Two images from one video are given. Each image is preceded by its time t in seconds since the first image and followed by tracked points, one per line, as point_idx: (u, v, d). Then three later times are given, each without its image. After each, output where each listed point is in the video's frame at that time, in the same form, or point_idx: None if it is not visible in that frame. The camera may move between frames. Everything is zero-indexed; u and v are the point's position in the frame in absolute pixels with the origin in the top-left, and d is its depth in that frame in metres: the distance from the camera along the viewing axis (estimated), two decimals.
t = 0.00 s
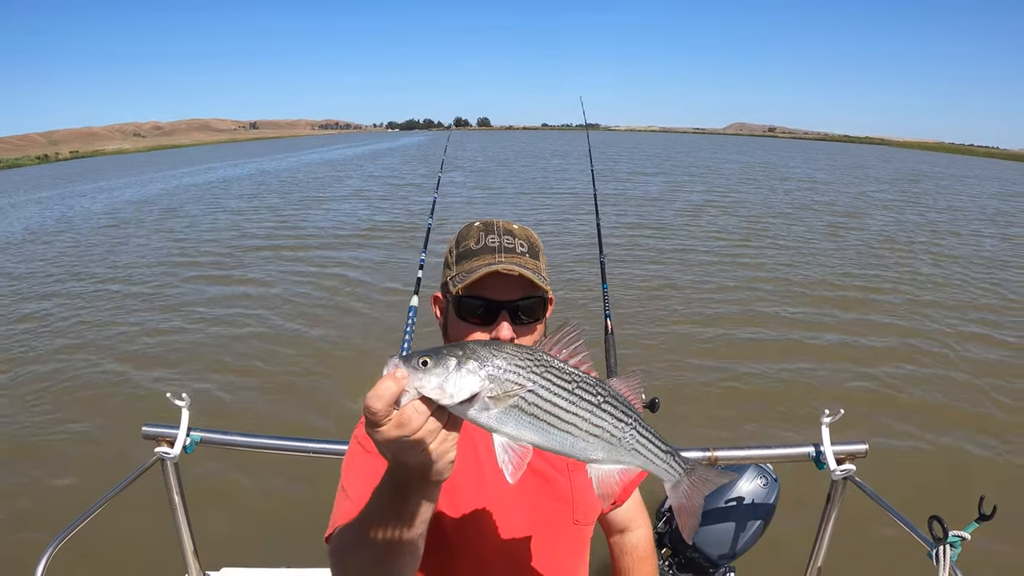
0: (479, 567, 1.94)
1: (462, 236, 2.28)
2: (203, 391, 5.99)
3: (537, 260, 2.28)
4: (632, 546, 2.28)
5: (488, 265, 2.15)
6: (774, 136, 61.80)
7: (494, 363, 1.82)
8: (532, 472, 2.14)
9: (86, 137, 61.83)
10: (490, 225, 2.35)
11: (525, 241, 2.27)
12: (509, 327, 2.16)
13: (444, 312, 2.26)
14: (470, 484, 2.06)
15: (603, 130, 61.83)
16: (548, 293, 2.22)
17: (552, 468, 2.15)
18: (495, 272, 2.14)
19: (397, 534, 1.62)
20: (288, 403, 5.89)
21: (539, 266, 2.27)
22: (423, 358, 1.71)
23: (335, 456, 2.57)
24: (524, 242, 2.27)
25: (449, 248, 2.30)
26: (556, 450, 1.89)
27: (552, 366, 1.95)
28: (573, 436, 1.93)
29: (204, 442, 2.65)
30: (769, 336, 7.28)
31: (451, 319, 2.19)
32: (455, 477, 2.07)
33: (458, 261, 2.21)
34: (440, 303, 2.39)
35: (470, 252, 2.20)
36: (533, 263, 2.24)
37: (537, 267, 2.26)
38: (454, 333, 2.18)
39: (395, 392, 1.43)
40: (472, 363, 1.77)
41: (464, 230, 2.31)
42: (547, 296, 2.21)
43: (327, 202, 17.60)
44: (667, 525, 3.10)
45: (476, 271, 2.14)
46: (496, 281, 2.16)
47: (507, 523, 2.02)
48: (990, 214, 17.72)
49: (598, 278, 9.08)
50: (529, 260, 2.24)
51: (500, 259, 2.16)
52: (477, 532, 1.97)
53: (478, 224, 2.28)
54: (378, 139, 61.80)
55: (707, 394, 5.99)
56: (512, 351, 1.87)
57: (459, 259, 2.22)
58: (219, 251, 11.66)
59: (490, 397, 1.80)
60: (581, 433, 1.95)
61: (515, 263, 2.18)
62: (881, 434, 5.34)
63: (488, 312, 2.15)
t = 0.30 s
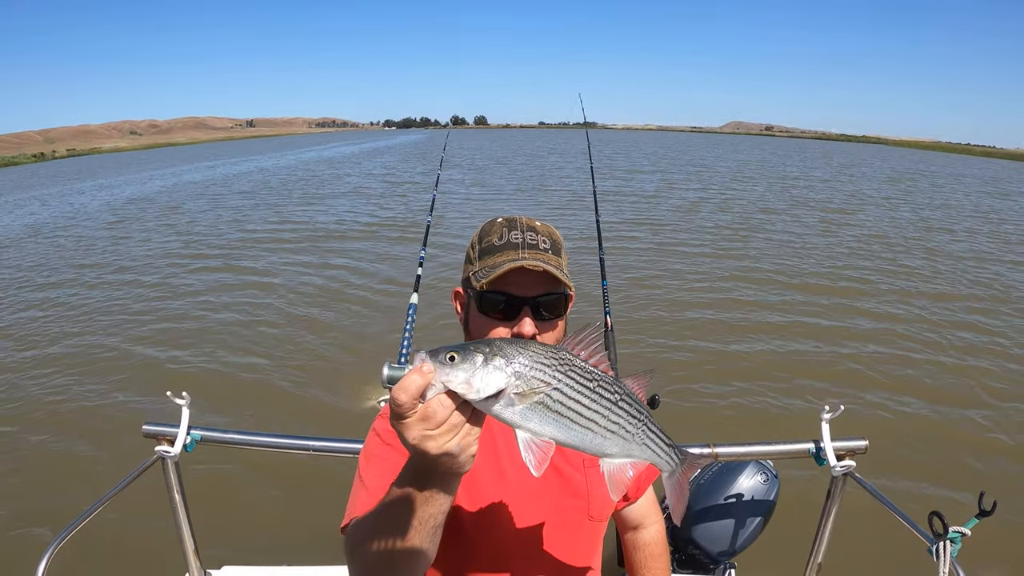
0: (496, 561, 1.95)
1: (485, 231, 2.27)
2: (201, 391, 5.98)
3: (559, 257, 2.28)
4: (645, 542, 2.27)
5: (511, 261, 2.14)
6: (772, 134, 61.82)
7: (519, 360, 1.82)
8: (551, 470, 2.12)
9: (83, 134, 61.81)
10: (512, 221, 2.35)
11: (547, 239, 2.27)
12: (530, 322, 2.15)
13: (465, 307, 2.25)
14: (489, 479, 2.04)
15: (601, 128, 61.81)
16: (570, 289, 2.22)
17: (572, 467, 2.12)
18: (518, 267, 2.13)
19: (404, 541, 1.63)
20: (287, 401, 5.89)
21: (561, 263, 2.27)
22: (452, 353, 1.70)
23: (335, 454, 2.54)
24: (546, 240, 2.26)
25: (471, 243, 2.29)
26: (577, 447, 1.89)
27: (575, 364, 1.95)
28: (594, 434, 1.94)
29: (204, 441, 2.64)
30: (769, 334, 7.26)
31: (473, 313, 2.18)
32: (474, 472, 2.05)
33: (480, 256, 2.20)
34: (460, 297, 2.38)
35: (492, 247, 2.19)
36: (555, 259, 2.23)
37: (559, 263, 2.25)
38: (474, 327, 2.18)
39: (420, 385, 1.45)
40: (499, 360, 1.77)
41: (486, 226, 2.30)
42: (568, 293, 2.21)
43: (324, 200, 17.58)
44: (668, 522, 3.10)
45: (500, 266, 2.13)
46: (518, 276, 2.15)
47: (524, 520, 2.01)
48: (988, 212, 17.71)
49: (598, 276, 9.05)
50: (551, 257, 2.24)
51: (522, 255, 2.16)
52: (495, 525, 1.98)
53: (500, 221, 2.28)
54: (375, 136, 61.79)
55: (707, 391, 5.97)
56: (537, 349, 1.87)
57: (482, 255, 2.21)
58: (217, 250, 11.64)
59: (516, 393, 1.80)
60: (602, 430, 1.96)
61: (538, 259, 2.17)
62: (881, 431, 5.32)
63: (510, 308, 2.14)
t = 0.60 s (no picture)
0: (510, 565, 1.92)
1: (506, 232, 2.25)
2: (201, 390, 5.96)
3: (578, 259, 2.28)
4: (651, 543, 2.27)
5: (536, 263, 2.13)
6: (770, 133, 61.81)
7: (540, 369, 1.81)
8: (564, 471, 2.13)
9: (80, 133, 61.81)
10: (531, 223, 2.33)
11: (567, 241, 2.27)
12: (551, 324, 2.15)
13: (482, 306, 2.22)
14: (504, 479, 2.03)
15: (599, 127, 61.80)
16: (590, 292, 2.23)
17: (583, 468, 2.14)
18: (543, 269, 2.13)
19: (417, 547, 1.63)
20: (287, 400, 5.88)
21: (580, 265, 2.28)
22: (474, 357, 1.68)
23: (337, 453, 2.53)
24: (567, 242, 2.27)
25: (490, 243, 2.26)
26: (589, 458, 1.88)
27: (593, 377, 1.94)
28: (608, 447, 1.93)
29: (204, 440, 2.63)
30: (768, 332, 7.25)
31: (494, 314, 2.14)
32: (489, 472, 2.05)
33: (502, 258, 2.18)
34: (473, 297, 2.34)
35: (514, 250, 2.18)
36: (576, 262, 2.24)
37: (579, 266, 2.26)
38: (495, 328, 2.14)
39: (441, 386, 1.47)
40: (521, 368, 1.76)
41: (506, 227, 2.28)
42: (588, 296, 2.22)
43: (322, 199, 17.57)
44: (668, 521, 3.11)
45: (528, 268, 2.12)
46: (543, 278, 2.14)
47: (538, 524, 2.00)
48: (984, 210, 17.72)
49: (596, 274, 9.06)
50: (572, 259, 2.24)
51: (546, 258, 2.16)
52: (510, 531, 1.96)
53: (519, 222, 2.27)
54: (373, 135, 61.78)
55: (707, 391, 5.96)
56: (559, 360, 1.87)
57: (502, 256, 2.19)
58: (215, 249, 11.62)
59: (534, 402, 1.79)
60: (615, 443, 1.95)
61: (561, 262, 2.18)
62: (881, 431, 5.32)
63: (534, 309, 2.13)
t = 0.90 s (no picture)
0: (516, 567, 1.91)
1: (543, 241, 1.91)
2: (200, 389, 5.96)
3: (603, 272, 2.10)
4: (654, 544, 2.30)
5: (581, 281, 1.90)
6: (768, 132, 61.79)
7: (578, 403, 1.83)
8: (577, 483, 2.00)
9: (77, 134, 61.80)
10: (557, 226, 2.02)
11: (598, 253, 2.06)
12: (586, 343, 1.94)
13: (507, 320, 1.90)
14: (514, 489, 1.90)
15: (597, 126, 61.84)
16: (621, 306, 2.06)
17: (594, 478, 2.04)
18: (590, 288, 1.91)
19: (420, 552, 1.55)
20: (286, 400, 5.87)
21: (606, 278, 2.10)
22: (515, 390, 1.71)
23: (337, 453, 2.52)
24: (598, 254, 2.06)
25: (523, 251, 1.90)
26: (622, 494, 1.88)
27: (627, 414, 1.97)
28: (639, 484, 1.94)
29: (204, 440, 2.63)
30: (766, 331, 7.27)
31: (530, 332, 1.86)
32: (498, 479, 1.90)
33: (539, 269, 1.88)
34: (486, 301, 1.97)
35: (551, 261, 1.90)
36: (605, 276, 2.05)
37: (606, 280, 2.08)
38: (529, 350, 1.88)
39: (482, 412, 1.48)
40: (562, 400, 1.79)
41: (539, 232, 1.94)
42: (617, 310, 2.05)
43: (319, 198, 17.56)
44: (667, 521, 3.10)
45: (577, 287, 1.88)
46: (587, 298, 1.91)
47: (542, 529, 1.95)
48: (978, 207, 17.79)
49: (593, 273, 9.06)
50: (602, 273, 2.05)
51: (589, 274, 1.94)
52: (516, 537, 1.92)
53: (550, 227, 1.97)
54: (371, 135, 61.78)
55: (706, 390, 5.96)
56: (596, 395, 1.90)
57: (537, 266, 1.89)
58: (213, 247, 11.61)
59: (572, 434, 1.81)
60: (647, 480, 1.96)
61: (599, 279, 1.98)
62: (880, 429, 5.33)
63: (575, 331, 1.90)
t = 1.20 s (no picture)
0: None
1: (567, 249, 1.56)
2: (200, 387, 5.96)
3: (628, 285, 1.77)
4: (645, 546, 2.19)
5: (609, 300, 1.57)
6: (765, 131, 61.83)
7: None
8: (607, 505, 1.65)
9: (75, 134, 61.80)
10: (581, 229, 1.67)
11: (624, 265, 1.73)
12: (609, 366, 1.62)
13: (519, 338, 1.55)
14: (540, 518, 1.54)
15: (596, 126, 61.86)
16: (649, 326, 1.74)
17: (621, 497, 1.71)
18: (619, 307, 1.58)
19: None
20: (285, 399, 5.87)
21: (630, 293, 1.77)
22: None
23: (337, 453, 2.52)
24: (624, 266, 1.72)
25: (543, 258, 1.54)
26: None
27: None
28: None
29: (204, 440, 2.62)
30: (764, 329, 7.27)
31: (547, 356, 1.53)
32: (521, 506, 1.51)
33: (559, 285, 1.53)
34: (492, 310, 1.62)
35: (574, 277, 1.55)
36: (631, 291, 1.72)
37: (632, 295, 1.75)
38: (546, 376, 1.54)
39: None
40: None
41: (563, 237, 1.57)
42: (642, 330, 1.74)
43: (318, 196, 17.58)
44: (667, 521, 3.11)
45: (606, 310, 1.54)
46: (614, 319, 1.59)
47: (565, 562, 1.61)
48: (974, 204, 17.83)
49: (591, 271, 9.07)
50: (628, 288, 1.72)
51: (618, 290, 1.61)
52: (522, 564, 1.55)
53: (572, 233, 1.59)
54: (369, 134, 61.81)
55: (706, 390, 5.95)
56: None
57: (558, 279, 1.53)
58: (212, 246, 11.62)
59: None
60: None
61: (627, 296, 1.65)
62: (877, 429, 5.34)
63: (600, 356, 1.58)
